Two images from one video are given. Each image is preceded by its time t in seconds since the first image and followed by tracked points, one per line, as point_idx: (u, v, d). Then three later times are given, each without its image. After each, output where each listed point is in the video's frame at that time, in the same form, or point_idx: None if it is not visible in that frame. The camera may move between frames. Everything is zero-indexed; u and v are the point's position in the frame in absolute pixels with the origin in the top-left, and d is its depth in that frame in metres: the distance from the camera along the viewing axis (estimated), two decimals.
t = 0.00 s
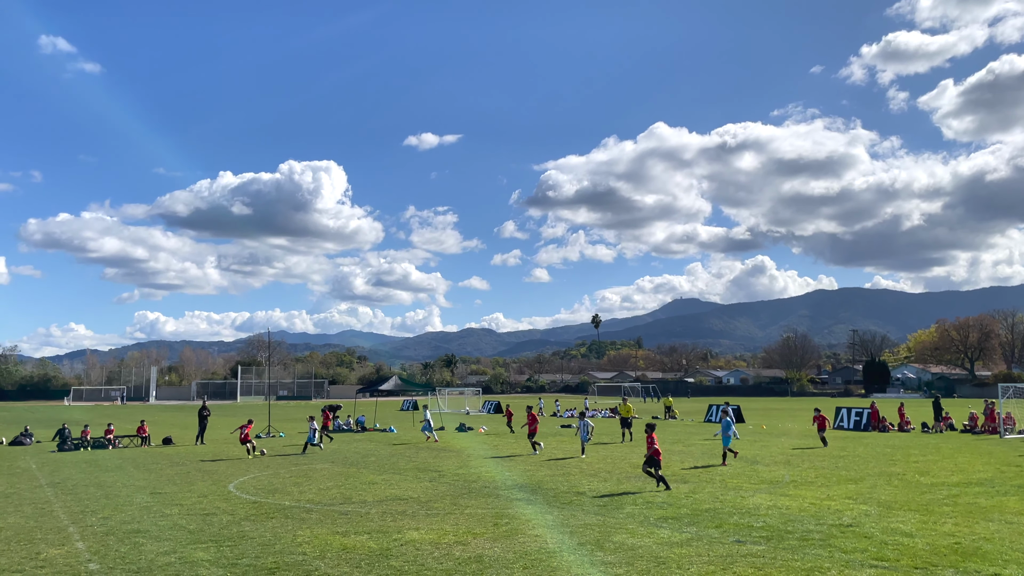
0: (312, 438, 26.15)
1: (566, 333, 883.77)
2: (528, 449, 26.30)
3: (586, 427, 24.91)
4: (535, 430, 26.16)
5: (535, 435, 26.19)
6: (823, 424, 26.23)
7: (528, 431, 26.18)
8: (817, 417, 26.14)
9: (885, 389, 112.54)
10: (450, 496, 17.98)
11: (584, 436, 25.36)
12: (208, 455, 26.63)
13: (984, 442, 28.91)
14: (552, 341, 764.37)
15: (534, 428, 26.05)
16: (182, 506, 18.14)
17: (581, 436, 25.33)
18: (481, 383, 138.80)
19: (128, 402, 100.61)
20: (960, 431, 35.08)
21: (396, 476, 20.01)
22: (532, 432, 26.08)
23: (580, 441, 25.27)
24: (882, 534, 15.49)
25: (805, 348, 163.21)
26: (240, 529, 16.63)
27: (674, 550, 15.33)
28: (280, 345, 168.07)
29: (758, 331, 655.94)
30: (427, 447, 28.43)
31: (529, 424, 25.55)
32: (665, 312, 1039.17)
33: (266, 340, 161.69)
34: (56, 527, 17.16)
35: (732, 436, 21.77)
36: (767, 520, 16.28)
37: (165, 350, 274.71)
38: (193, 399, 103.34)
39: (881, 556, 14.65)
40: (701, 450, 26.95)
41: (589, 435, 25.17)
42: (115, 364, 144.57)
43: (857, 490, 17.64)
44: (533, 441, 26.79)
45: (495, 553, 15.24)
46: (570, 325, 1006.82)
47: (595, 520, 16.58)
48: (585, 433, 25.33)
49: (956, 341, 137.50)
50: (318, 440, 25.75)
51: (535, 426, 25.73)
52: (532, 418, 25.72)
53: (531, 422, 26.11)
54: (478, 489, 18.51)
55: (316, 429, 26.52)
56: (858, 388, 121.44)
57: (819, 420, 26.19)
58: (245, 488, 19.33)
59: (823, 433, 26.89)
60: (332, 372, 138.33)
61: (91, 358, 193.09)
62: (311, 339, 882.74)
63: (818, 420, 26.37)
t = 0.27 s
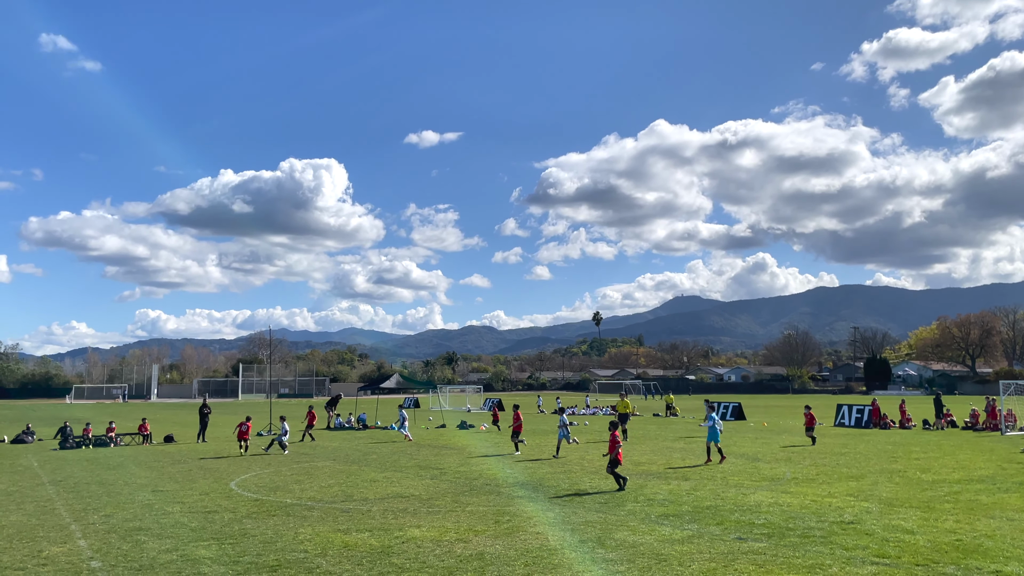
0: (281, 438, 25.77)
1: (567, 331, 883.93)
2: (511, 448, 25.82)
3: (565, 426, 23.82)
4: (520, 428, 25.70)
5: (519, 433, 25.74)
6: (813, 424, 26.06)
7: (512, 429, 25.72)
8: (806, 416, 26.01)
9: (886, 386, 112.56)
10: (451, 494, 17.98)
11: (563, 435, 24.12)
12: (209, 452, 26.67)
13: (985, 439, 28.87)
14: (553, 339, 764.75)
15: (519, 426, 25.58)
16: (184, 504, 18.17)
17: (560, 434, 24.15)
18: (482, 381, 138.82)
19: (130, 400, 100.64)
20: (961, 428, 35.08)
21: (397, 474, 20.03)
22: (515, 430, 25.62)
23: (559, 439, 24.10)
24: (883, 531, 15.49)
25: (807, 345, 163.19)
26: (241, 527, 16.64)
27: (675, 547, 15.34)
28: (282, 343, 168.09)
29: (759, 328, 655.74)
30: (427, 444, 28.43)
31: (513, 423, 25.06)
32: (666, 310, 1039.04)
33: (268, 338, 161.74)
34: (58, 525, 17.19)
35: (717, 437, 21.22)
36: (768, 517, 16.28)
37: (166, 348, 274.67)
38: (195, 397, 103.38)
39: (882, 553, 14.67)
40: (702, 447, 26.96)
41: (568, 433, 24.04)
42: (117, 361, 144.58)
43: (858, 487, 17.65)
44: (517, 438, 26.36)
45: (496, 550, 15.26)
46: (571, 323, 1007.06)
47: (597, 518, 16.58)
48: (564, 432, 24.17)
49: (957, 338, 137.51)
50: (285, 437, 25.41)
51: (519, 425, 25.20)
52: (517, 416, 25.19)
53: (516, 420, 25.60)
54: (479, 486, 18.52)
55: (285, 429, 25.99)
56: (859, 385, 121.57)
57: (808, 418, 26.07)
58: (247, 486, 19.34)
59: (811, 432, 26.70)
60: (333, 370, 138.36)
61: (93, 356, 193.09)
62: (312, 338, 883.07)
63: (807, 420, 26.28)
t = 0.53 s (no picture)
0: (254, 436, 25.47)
1: (566, 329, 884.27)
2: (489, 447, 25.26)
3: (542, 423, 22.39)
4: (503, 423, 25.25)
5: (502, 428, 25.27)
6: (799, 422, 25.98)
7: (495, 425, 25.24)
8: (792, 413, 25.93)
9: (885, 383, 112.68)
10: (450, 492, 17.99)
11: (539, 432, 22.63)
12: (208, 451, 26.62)
13: (984, 436, 28.87)
14: (552, 337, 765.03)
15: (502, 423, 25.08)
16: (183, 502, 18.16)
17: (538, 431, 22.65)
18: (481, 378, 138.81)
19: (128, 399, 100.53)
20: (960, 425, 35.10)
21: (396, 472, 20.04)
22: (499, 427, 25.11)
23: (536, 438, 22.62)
24: (881, 528, 15.52)
25: (805, 342, 163.30)
26: (241, 525, 16.64)
27: (674, 544, 15.37)
28: (281, 341, 167.99)
29: (758, 326, 655.99)
30: (426, 443, 28.42)
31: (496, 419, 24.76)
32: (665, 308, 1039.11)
33: (267, 336, 161.58)
34: (57, 523, 17.20)
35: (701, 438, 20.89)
36: (768, 515, 16.29)
37: (165, 346, 274.35)
38: (193, 395, 103.28)
39: (881, 550, 14.71)
40: (700, 444, 26.97)
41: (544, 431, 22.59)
42: (115, 360, 144.47)
43: (857, 484, 17.67)
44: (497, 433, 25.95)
45: (495, 548, 15.27)
46: (570, 321, 1007.17)
47: (596, 515, 16.60)
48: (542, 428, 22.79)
49: (955, 334, 137.65)
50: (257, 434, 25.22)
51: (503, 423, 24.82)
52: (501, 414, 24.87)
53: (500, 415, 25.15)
54: (479, 484, 18.52)
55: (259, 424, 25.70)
56: (858, 382, 121.71)
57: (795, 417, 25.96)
58: (246, 484, 19.34)
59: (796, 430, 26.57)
60: (332, 368, 138.27)
61: (92, 354, 192.75)
62: (312, 336, 882.83)
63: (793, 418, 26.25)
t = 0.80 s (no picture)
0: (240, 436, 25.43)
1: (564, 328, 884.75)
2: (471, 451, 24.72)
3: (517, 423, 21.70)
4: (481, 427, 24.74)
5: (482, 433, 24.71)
6: (783, 421, 26.00)
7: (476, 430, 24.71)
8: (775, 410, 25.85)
9: (882, 380, 112.92)
10: (448, 490, 17.99)
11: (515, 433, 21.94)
12: (205, 450, 26.58)
13: (980, 433, 28.93)
14: (550, 335, 765.37)
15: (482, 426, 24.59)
16: (181, 501, 18.15)
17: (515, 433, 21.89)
18: (479, 376, 138.90)
19: (126, 398, 100.40)
20: (956, 422, 35.20)
21: (394, 471, 20.03)
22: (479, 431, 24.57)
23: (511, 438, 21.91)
24: (879, 525, 15.56)
25: (803, 340, 163.58)
26: (239, 524, 16.64)
27: (672, 542, 15.39)
28: (278, 340, 167.87)
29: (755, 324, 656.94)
30: (424, 441, 28.41)
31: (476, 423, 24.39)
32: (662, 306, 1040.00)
33: (264, 335, 161.40)
34: (55, 523, 17.18)
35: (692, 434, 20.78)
36: (765, 512, 16.33)
37: (162, 344, 273.83)
38: (191, 394, 103.17)
39: (878, 547, 14.76)
40: (698, 442, 26.99)
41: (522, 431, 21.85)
42: (112, 359, 144.24)
43: (854, 482, 17.70)
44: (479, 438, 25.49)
45: (493, 546, 15.29)
46: (568, 320, 1007.54)
47: (593, 513, 16.62)
48: (518, 429, 22.01)
49: (952, 332, 137.96)
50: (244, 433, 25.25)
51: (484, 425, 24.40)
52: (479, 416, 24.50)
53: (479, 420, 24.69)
54: (476, 482, 18.53)
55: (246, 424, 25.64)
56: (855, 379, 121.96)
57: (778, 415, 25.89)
58: (244, 483, 19.32)
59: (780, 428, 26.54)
60: (329, 367, 138.13)
61: (89, 353, 192.40)
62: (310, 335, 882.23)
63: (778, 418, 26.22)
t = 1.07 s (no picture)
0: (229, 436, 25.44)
1: (562, 327, 885.48)
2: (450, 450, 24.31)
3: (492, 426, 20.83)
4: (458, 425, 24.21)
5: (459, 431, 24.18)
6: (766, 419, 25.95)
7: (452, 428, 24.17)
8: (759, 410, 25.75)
9: (879, 378, 113.10)
10: (445, 489, 17.99)
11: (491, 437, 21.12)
12: (201, 450, 26.55)
13: (977, 431, 28.98)
14: (547, 334, 765.65)
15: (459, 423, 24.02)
16: (178, 501, 18.12)
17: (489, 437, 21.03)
18: (476, 375, 138.88)
19: (122, 398, 100.24)
20: (952, 420, 35.31)
21: (392, 470, 20.01)
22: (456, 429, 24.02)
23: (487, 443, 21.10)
24: (875, 523, 15.60)
25: (799, 338, 163.76)
26: (236, 524, 16.63)
27: (669, 540, 15.43)
28: (275, 339, 167.67)
29: (753, 322, 657.68)
30: (421, 440, 28.40)
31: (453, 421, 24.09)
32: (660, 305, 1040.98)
33: (261, 335, 161.28)
34: (51, 523, 17.15)
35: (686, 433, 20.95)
36: (762, 510, 16.35)
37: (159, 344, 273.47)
38: (188, 394, 103.03)
39: (874, 545, 14.81)
40: (695, 440, 27.02)
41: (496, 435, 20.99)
42: (109, 359, 143.93)
43: (850, 480, 17.73)
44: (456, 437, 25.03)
45: (490, 545, 15.30)
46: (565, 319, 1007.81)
47: (590, 512, 16.61)
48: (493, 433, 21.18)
49: (948, 330, 138.19)
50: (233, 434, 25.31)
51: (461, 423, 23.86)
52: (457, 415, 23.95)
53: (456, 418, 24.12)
54: (474, 481, 18.52)
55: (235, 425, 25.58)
56: (851, 377, 122.19)
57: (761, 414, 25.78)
58: (240, 483, 19.30)
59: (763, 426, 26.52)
60: (327, 367, 138.08)
61: (85, 353, 191.92)
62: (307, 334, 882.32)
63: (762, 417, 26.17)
